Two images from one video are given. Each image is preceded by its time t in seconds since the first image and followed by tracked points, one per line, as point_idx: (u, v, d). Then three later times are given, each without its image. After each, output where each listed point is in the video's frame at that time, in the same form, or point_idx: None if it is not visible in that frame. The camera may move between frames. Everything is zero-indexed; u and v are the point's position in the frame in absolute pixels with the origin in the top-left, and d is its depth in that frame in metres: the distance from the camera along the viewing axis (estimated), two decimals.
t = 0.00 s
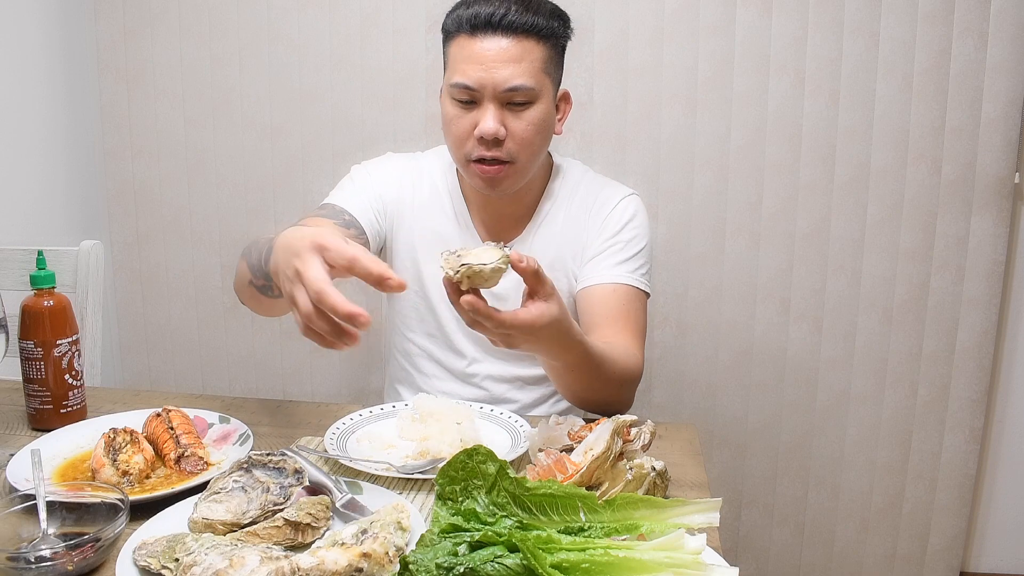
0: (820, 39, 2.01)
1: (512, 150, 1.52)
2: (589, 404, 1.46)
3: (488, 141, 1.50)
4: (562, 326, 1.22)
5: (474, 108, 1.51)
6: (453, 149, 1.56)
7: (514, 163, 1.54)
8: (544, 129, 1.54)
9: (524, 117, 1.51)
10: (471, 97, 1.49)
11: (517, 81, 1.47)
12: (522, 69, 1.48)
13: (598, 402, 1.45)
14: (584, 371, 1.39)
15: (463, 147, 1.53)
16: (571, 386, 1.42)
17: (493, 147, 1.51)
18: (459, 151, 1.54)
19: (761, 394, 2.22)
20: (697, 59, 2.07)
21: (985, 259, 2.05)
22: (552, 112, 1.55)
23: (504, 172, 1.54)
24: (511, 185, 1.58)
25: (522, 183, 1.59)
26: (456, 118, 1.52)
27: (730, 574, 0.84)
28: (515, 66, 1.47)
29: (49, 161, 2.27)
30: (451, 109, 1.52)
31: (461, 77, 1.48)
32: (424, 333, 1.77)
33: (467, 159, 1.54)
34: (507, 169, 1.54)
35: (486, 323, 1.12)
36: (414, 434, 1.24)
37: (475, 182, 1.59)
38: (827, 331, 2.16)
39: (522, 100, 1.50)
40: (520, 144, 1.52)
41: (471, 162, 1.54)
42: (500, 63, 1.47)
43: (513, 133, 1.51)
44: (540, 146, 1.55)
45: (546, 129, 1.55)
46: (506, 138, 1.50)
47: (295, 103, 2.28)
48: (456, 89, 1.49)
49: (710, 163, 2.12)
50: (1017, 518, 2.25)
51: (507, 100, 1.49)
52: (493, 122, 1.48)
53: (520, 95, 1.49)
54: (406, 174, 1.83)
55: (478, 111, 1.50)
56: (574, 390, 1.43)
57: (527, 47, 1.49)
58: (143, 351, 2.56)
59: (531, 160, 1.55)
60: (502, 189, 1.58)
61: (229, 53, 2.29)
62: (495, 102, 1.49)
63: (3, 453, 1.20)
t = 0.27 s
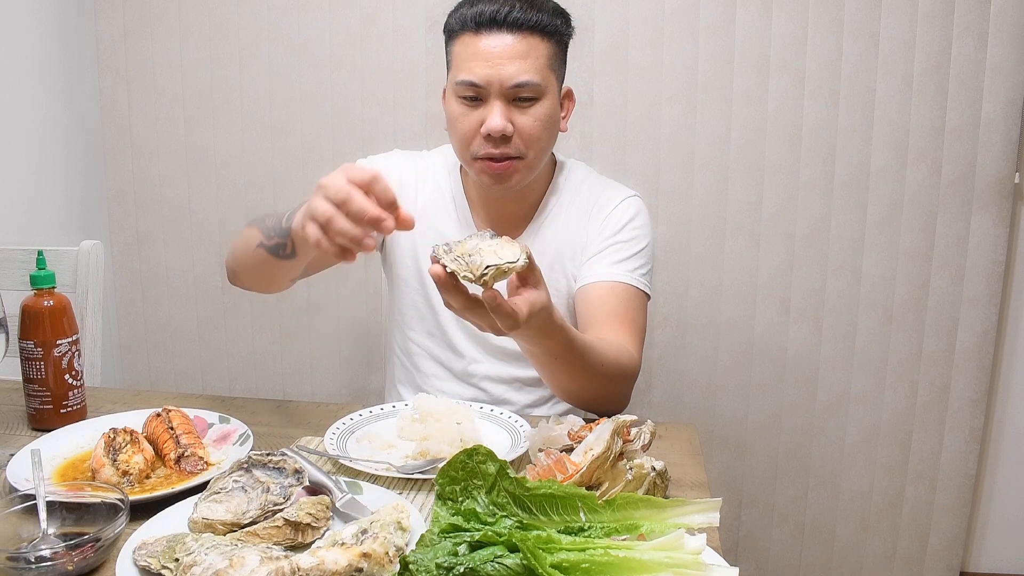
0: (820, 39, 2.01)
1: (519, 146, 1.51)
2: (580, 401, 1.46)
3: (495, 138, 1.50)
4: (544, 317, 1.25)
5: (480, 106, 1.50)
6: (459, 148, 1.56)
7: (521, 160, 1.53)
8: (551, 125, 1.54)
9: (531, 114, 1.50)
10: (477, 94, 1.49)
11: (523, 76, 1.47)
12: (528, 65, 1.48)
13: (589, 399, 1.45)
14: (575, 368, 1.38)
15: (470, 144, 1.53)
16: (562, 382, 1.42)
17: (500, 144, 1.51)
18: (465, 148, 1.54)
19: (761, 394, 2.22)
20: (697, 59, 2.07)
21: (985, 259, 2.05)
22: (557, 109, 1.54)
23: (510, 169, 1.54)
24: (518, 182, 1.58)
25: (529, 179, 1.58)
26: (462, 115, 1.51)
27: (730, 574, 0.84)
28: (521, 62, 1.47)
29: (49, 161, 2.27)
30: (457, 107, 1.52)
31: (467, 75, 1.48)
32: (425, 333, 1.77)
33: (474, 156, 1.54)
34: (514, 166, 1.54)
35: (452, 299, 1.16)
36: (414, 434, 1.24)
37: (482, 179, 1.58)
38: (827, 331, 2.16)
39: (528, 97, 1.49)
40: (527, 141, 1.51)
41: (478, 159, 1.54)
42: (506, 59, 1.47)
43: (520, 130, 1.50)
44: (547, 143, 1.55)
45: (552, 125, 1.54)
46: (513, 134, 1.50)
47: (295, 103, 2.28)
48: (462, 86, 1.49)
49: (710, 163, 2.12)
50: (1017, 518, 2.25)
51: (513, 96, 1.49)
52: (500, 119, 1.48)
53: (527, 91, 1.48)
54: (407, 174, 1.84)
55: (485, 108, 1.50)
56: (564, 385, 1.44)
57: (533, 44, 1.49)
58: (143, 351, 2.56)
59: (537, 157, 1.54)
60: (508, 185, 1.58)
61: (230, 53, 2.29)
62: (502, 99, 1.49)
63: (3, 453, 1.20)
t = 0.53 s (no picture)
0: (820, 39, 2.01)
1: (517, 145, 1.51)
2: (575, 404, 1.46)
3: (493, 136, 1.50)
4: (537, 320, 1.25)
5: (479, 103, 1.50)
6: (458, 145, 1.56)
7: (520, 158, 1.53)
8: (550, 125, 1.54)
9: (530, 112, 1.50)
10: (476, 91, 1.49)
11: (523, 75, 1.47)
12: (528, 63, 1.48)
13: (584, 403, 1.45)
14: (570, 371, 1.38)
15: (469, 142, 1.53)
16: (556, 385, 1.42)
17: (498, 142, 1.51)
18: (464, 147, 1.54)
19: (761, 394, 2.22)
20: (697, 59, 2.07)
21: (985, 259, 2.05)
22: (558, 108, 1.54)
23: (508, 168, 1.54)
24: (516, 182, 1.57)
25: (527, 178, 1.58)
26: (461, 113, 1.52)
27: (730, 574, 0.84)
28: (521, 60, 1.47)
29: (50, 161, 2.27)
30: (457, 104, 1.52)
31: (467, 72, 1.48)
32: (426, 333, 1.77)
33: (473, 155, 1.54)
34: (513, 164, 1.54)
35: (448, 302, 1.14)
36: (414, 435, 1.24)
37: (481, 178, 1.58)
38: (827, 331, 2.16)
39: (527, 95, 1.49)
40: (525, 139, 1.51)
41: (476, 157, 1.54)
42: (506, 57, 1.47)
43: (519, 129, 1.50)
44: (546, 142, 1.54)
45: (552, 125, 1.54)
46: (511, 132, 1.50)
47: (295, 103, 2.28)
48: (462, 83, 1.49)
49: (710, 163, 2.12)
50: (1017, 518, 2.25)
51: (512, 94, 1.49)
52: (498, 116, 1.48)
53: (526, 89, 1.48)
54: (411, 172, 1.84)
55: (484, 106, 1.50)
56: (557, 388, 1.43)
57: (533, 42, 1.49)
58: (143, 351, 2.56)
59: (536, 156, 1.54)
60: (507, 185, 1.58)
61: (230, 53, 2.29)
62: (501, 97, 1.49)
63: (3, 453, 1.20)
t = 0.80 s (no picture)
0: (820, 39, 2.01)
1: (518, 147, 1.51)
2: (573, 406, 1.45)
3: (494, 138, 1.50)
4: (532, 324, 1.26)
5: (480, 105, 1.50)
6: (459, 147, 1.56)
7: (521, 161, 1.53)
8: (552, 127, 1.54)
9: (531, 114, 1.50)
10: (477, 93, 1.49)
11: (524, 77, 1.47)
12: (529, 65, 1.48)
13: (582, 404, 1.44)
14: (567, 371, 1.38)
15: (469, 144, 1.53)
16: (553, 387, 1.42)
17: (499, 144, 1.51)
18: (465, 148, 1.54)
19: (761, 394, 2.22)
20: (697, 59, 2.07)
21: (985, 259, 2.05)
22: (559, 110, 1.54)
23: (509, 170, 1.54)
24: (517, 184, 1.58)
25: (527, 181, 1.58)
26: (462, 115, 1.51)
27: (730, 574, 0.84)
28: (522, 62, 1.47)
29: (49, 161, 2.27)
30: (457, 106, 1.52)
31: (468, 74, 1.48)
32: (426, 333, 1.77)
33: (474, 157, 1.54)
34: (513, 167, 1.54)
35: (441, 312, 1.15)
36: (414, 434, 1.24)
37: (482, 180, 1.58)
38: (827, 331, 2.16)
39: (528, 97, 1.49)
40: (527, 142, 1.51)
41: (477, 159, 1.54)
42: (507, 59, 1.47)
43: (520, 131, 1.50)
44: (547, 144, 1.54)
45: (554, 127, 1.54)
46: (513, 135, 1.50)
47: (295, 103, 2.28)
48: (463, 86, 1.49)
49: (710, 163, 2.12)
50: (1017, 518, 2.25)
51: (513, 96, 1.49)
52: (499, 119, 1.48)
53: (527, 91, 1.48)
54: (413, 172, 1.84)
55: (485, 108, 1.50)
56: (554, 390, 1.43)
57: (535, 44, 1.49)
58: (143, 351, 2.56)
59: (537, 158, 1.54)
60: (508, 187, 1.58)
61: (229, 53, 2.29)
62: (502, 99, 1.49)
63: (3, 453, 1.20)
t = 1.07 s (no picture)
0: (820, 39, 2.01)
1: (519, 150, 1.52)
2: (572, 407, 1.45)
3: (496, 141, 1.50)
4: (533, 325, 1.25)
5: (481, 108, 1.50)
6: (461, 150, 1.56)
7: (522, 164, 1.54)
8: (554, 129, 1.54)
9: (532, 117, 1.50)
10: (478, 96, 1.49)
11: (525, 80, 1.47)
12: (530, 68, 1.48)
13: (581, 404, 1.44)
14: (566, 372, 1.37)
15: (471, 147, 1.53)
16: (552, 387, 1.41)
17: (501, 147, 1.51)
18: (467, 151, 1.54)
19: (761, 394, 2.22)
20: (697, 59, 2.07)
21: (985, 259, 2.05)
22: (561, 112, 1.54)
23: (510, 173, 1.54)
24: (518, 187, 1.58)
25: (529, 182, 1.58)
26: (463, 118, 1.51)
27: (730, 574, 0.84)
28: (523, 64, 1.47)
29: (49, 161, 2.27)
30: (459, 108, 1.52)
31: (469, 77, 1.48)
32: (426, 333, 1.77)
33: (475, 159, 1.54)
34: (515, 170, 1.54)
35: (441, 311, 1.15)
36: (414, 434, 1.24)
37: (483, 183, 1.59)
38: (827, 331, 2.16)
39: (530, 100, 1.49)
40: (528, 144, 1.52)
41: (479, 162, 1.54)
42: (508, 61, 1.47)
43: (521, 134, 1.51)
44: (549, 146, 1.54)
45: (556, 129, 1.54)
46: (514, 138, 1.50)
47: (295, 103, 2.28)
48: (464, 88, 1.49)
49: (710, 163, 2.12)
50: (1017, 518, 2.25)
51: (515, 99, 1.49)
52: (500, 122, 1.48)
53: (528, 94, 1.48)
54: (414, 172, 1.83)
55: (486, 111, 1.50)
56: (553, 389, 1.43)
57: (536, 46, 1.49)
58: (143, 351, 2.56)
59: (539, 160, 1.54)
60: (510, 190, 1.58)
61: (229, 54, 2.29)
62: (503, 102, 1.49)
63: (3, 453, 1.20)
